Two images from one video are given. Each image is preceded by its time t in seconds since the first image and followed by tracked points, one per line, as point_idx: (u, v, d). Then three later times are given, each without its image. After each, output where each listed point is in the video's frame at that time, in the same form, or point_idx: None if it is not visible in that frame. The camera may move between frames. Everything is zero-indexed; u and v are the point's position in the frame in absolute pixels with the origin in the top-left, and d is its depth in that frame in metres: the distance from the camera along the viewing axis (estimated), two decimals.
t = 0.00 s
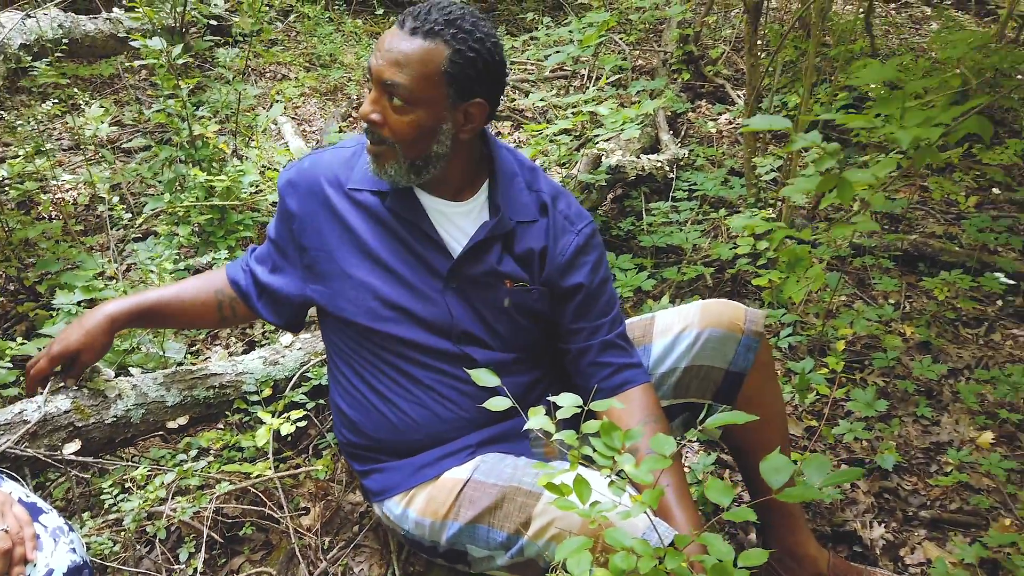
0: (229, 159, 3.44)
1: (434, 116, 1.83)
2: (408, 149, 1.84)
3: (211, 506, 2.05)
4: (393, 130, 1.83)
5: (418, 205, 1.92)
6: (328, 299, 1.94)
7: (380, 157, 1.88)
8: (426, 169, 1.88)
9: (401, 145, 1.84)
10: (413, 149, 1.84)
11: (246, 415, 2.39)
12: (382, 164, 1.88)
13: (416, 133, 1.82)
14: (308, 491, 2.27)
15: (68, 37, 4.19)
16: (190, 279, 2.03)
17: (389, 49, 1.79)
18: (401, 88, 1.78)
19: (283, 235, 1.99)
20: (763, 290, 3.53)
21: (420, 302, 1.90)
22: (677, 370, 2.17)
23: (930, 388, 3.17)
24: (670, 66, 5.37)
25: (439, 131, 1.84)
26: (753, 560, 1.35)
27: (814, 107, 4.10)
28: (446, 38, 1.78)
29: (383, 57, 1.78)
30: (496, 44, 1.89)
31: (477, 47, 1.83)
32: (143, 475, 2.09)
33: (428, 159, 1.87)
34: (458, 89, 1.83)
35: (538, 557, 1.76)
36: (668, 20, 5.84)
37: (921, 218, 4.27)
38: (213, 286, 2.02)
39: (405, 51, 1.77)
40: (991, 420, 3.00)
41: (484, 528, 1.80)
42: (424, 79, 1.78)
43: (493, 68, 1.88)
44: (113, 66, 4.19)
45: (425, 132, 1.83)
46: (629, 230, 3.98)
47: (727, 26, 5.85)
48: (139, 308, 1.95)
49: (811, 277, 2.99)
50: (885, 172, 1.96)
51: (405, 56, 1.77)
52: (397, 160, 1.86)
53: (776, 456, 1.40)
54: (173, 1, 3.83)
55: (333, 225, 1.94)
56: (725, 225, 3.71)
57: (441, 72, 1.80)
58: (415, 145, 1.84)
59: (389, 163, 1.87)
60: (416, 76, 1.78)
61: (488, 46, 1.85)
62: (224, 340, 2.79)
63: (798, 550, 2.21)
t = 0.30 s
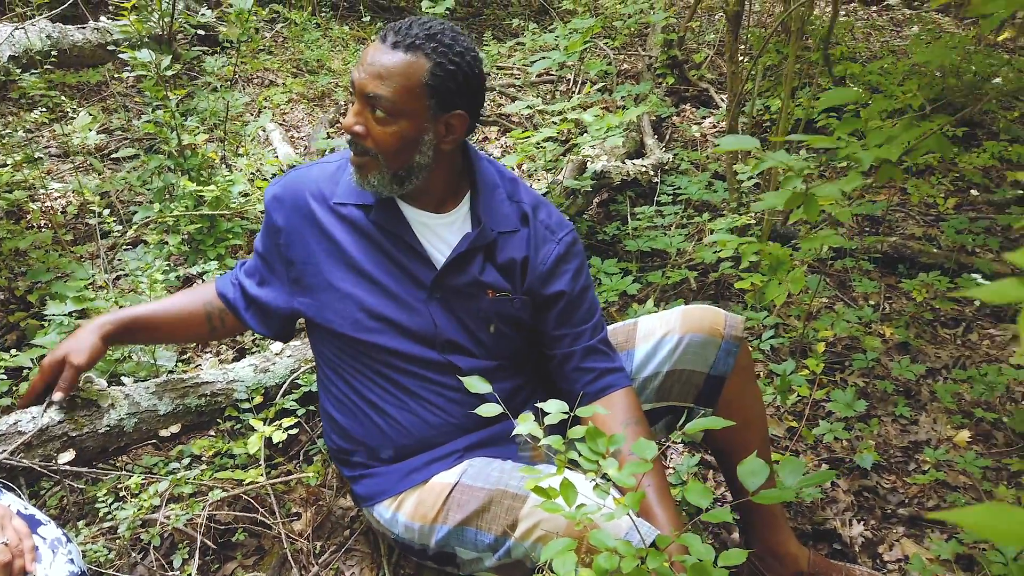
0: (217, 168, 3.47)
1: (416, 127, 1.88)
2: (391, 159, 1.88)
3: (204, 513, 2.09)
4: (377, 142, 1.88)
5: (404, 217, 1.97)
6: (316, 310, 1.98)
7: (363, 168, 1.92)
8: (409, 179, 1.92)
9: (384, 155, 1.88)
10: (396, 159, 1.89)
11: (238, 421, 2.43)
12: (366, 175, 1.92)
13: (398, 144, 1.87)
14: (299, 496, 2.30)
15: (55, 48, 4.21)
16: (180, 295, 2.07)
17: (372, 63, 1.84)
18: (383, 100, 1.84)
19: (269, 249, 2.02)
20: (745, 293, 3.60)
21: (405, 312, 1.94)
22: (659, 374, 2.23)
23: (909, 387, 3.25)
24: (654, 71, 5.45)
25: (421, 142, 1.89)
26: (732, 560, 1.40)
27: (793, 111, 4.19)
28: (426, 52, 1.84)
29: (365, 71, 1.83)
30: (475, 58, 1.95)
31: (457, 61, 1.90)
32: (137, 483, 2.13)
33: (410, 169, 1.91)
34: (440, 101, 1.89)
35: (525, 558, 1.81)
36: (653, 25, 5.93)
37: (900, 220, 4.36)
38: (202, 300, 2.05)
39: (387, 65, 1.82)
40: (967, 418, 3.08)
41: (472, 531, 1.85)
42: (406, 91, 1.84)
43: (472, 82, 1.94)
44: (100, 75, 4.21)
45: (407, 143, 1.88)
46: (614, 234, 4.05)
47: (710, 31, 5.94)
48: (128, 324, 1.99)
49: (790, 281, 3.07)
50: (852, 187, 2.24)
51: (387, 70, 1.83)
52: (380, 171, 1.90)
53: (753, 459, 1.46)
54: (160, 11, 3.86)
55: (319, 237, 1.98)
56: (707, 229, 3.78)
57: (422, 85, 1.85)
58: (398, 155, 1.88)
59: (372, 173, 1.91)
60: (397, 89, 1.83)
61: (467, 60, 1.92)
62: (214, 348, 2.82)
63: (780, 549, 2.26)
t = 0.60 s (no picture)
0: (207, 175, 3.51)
1: (407, 135, 1.94)
2: (382, 166, 1.94)
3: (199, 517, 2.12)
4: (369, 149, 1.93)
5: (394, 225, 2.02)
6: (309, 319, 2.02)
7: (355, 175, 1.97)
8: (399, 187, 1.98)
9: (376, 162, 1.93)
10: (389, 166, 1.94)
11: (231, 427, 2.47)
12: (357, 182, 1.97)
13: (390, 152, 1.93)
14: (292, 500, 2.34)
15: (45, 57, 4.23)
16: (174, 315, 2.11)
17: (364, 73, 1.90)
18: (376, 108, 1.89)
19: (260, 260, 2.05)
20: (730, 295, 3.67)
21: (396, 320, 1.99)
22: (643, 376, 2.29)
23: (889, 386, 3.32)
24: (640, 74, 5.53)
25: (412, 150, 1.95)
26: (712, 556, 1.45)
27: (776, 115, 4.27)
28: (417, 62, 1.91)
29: (358, 80, 1.89)
30: (464, 70, 2.02)
31: (447, 71, 1.96)
32: (133, 489, 2.16)
33: (401, 176, 1.97)
34: (430, 110, 1.96)
35: (514, 557, 1.85)
36: (639, 29, 6.00)
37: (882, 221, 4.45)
38: (197, 319, 2.10)
39: (380, 74, 1.89)
40: (946, 416, 3.15)
41: (463, 531, 1.89)
42: (398, 100, 1.90)
43: (461, 92, 2.01)
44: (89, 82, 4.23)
45: (398, 151, 1.93)
46: (601, 238, 4.11)
47: (695, 35, 6.02)
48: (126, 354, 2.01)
49: (774, 282, 3.12)
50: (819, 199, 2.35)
51: (379, 79, 1.89)
52: (372, 178, 1.95)
53: (731, 459, 1.52)
54: (149, 19, 3.88)
55: (310, 249, 2.02)
56: (692, 232, 3.85)
57: (414, 94, 1.92)
58: (390, 162, 1.93)
59: (363, 180, 1.96)
60: (389, 98, 1.89)
61: (457, 70, 1.99)
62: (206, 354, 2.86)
63: (763, 546, 2.32)
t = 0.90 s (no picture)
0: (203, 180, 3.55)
1: (405, 140, 2.00)
2: (380, 170, 1.99)
3: (198, 517, 2.17)
4: (367, 152, 1.99)
5: (390, 231, 2.08)
6: (305, 324, 2.06)
7: (352, 179, 2.02)
8: (396, 191, 2.02)
9: (374, 166, 1.99)
10: (387, 169, 1.99)
11: (228, 428, 2.52)
12: (354, 185, 2.02)
13: (388, 155, 1.99)
14: (289, 500, 2.39)
15: (41, 63, 4.26)
16: (175, 329, 2.14)
17: (364, 79, 1.97)
18: (375, 112, 1.96)
19: (256, 267, 2.10)
20: (719, 296, 3.73)
21: (391, 323, 2.03)
22: (633, 376, 2.34)
23: (875, 385, 3.39)
24: (631, 78, 5.59)
25: (409, 153, 2.01)
26: (698, 551, 1.49)
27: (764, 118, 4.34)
28: (416, 69, 1.98)
29: (359, 86, 1.96)
30: (460, 77, 2.10)
31: (444, 78, 2.04)
32: (134, 490, 2.20)
33: (398, 180, 2.02)
34: (428, 115, 2.03)
35: (507, 554, 1.90)
36: (630, 33, 6.07)
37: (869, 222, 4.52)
38: (197, 330, 2.14)
39: (379, 80, 1.96)
40: (931, 414, 3.22)
41: (457, 529, 1.94)
42: (397, 105, 1.97)
43: (457, 99, 2.08)
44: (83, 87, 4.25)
45: (396, 154, 1.99)
46: (593, 240, 4.17)
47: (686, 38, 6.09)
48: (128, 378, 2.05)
49: (762, 283, 3.17)
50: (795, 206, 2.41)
51: (379, 84, 1.96)
52: (369, 181, 2.00)
53: (715, 457, 1.57)
54: (145, 25, 3.92)
55: (308, 255, 2.06)
56: (682, 234, 3.91)
57: (412, 99, 1.99)
58: (388, 165, 1.99)
59: (361, 184, 2.01)
60: (388, 102, 1.96)
61: (453, 78, 2.06)
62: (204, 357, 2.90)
63: (750, 541, 2.38)
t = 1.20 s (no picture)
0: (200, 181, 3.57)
1: (407, 138, 2.05)
2: (383, 168, 2.02)
3: (200, 514, 2.20)
4: (370, 150, 2.02)
5: (388, 233, 2.11)
6: (304, 326, 2.09)
7: (354, 177, 2.04)
8: (397, 188, 2.06)
9: (376, 164, 2.02)
10: (389, 167, 2.03)
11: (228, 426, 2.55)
12: (355, 184, 2.05)
13: (391, 153, 2.02)
14: (288, 497, 2.42)
15: (38, 66, 4.28)
16: (175, 341, 2.17)
17: (367, 78, 2.01)
18: (378, 111, 2.00)
19: (255, 270, 2.12)
20: (712, 294, 3.77)
21: (389, 323, 2.06)
22: (628, 374, 2.38)
23: (866, 382, 3.44)
24: (625, 78, 5.63)
25: (411, 152, 2.05)
26: (692, 542, 1.52)
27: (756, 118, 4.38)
28: (418, 69, 2.04)
29: (362, 85, 2.00)
30: (458, 78, 2.16)
31: (443, 79, 2.09)
32: (137, 488, 2.23)
33: (400, 178, 2.05)
34: (429, 114, 2.08)
35: (505, 548, 1.94)
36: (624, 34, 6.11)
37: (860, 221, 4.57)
38: (197, 340, 2.17)
39: (382, 79, 2.00)
40: (921, 410, 3.26)
41: (455, 524, 1.97)
42: (400, 103, 2.01)
43: (455, 99, 2.14)
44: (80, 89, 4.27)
45: (398, 152, 2.03)
46: (588, 239, 4.21)
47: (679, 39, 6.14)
48: (130, 392, 2.08)
49: (754, 282, 3.21)
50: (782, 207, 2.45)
51: (382, 83, 2.00)
52: (372, 179, 2.03)
53: (707, 450, 1.61)
54: (141, 27, 3.94)
55: (306, 258, 2.09)
56: (676, 233, 3.95)
57: (414, 98, 2.04)
58: (390, 163, 2.02)
59: (363, 182, 2.04)
60: (392, 101, 2.00)
61: (452, 78, 2.12)
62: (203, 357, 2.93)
63: (744, 536, 2.41)
